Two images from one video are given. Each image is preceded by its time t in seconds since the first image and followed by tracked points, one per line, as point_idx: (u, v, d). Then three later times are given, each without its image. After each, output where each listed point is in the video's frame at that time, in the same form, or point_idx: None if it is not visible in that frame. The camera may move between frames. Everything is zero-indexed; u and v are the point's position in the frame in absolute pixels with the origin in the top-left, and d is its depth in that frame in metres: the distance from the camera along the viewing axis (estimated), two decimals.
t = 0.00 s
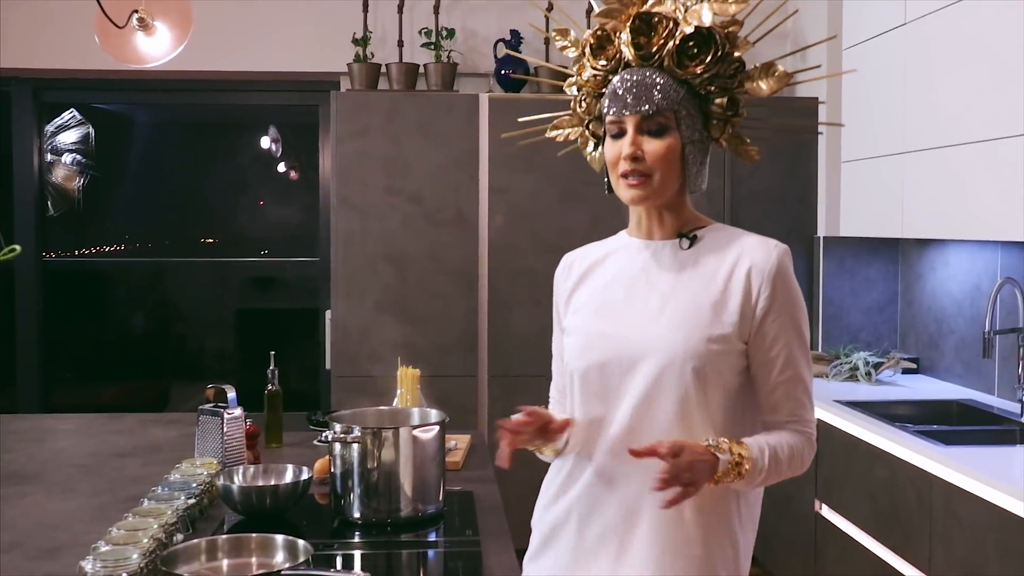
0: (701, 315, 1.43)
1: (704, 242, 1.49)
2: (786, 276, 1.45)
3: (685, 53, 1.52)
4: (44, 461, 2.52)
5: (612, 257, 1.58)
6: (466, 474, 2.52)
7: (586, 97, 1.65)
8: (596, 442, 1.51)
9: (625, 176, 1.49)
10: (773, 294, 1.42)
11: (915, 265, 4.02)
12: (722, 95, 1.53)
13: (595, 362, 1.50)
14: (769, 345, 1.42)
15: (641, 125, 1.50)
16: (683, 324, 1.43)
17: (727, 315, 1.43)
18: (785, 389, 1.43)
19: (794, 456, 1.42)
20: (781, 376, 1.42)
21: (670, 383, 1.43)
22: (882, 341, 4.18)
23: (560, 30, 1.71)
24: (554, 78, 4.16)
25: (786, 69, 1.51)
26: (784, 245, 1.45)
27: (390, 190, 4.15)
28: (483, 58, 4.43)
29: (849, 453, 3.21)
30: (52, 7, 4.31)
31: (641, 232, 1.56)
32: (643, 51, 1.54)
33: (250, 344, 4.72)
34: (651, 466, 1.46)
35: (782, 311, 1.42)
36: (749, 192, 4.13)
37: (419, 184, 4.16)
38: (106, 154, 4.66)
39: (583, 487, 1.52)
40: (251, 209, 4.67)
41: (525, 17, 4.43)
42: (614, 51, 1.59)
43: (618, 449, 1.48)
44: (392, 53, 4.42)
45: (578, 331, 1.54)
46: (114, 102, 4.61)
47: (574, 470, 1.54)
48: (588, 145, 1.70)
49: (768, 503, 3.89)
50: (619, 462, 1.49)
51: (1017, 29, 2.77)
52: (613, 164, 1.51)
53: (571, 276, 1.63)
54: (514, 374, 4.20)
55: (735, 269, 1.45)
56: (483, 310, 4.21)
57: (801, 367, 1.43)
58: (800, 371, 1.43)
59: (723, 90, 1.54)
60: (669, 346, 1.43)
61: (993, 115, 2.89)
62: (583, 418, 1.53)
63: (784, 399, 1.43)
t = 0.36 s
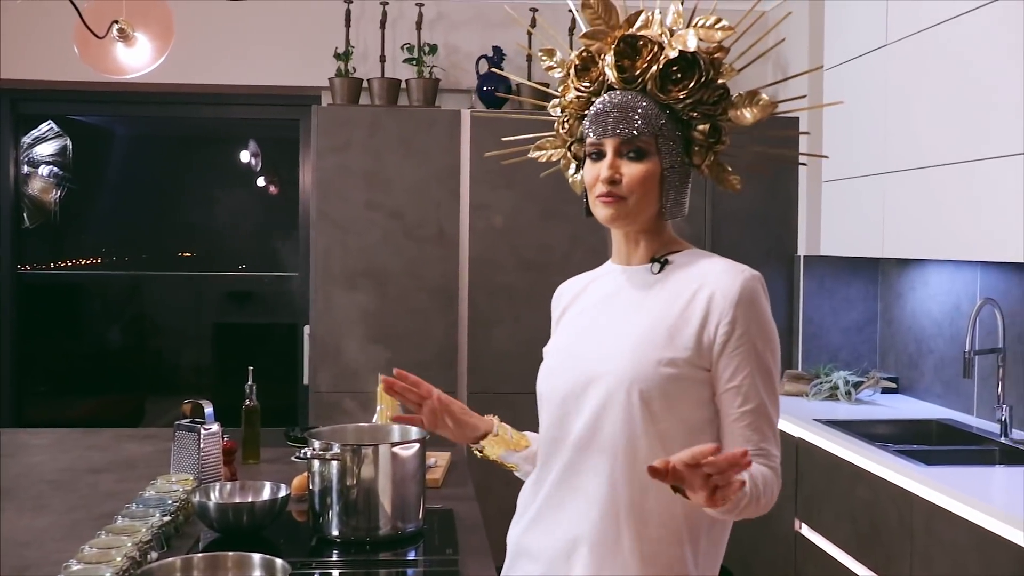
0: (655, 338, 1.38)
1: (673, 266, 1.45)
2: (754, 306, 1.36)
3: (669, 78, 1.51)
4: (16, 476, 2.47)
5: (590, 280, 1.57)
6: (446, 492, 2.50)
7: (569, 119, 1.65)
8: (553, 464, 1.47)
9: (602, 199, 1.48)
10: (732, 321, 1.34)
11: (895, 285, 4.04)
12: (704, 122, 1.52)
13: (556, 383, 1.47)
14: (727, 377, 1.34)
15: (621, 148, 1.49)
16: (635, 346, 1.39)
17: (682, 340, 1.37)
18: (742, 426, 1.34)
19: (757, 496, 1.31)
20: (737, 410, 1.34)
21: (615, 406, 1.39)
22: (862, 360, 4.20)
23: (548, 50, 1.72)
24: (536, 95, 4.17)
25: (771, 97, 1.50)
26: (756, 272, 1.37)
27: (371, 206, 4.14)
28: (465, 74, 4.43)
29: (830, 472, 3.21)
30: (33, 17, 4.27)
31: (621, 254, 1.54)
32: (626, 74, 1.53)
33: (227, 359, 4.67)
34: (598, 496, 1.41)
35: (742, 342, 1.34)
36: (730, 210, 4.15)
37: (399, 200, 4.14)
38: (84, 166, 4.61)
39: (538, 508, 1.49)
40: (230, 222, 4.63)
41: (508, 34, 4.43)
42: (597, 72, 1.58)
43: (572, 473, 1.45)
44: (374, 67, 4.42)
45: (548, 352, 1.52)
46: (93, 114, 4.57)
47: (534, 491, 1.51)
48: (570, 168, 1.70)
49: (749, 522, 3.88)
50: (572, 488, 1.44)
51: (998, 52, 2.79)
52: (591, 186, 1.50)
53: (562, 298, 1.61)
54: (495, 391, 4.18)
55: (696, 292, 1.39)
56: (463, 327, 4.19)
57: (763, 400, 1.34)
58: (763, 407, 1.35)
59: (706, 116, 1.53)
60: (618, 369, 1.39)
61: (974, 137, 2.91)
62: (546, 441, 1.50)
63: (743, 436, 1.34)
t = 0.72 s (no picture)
0: (651, 362, 1.35)
1: (668, 288, 1.43)
2: (756, 334, 1.34)
3: (652, 80, 1.48)
4: None
5: (576, 297, 1.53)
6: (414, 513, 2.44)
7: (550, 130, 1.62)
8: (535, 488, 1.44)
9: (586, 215, 1.45)
10: (734, 348, 1.32)
11: (867, 311, 4.05)
12: (692, 124, 1.50)
13: (541, 403, 1.44)
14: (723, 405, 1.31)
15: (604, 159, 1.46)
16: (630, 369, 1.36)
17: (679, 365, 1.34)
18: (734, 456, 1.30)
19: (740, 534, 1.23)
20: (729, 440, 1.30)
21: (606, 430, 1.36)
22: (833, 386, 4.21)
23: (523, 59, 1.68)
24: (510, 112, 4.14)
25: (761, 93, 1.47)
26: (760, 300, 1.35)
27: (340, 220, 4.08)
28: (438, 90, 4.40)
29: (802, 498, 3.19)
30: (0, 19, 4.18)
31: (609, 272, 1.51)
32: (606, 79, 1.50)
33: (190, 374, 4.58)
34: (583, 523, 1.37)
35: (742, 369, 1.31)
36: (703, 232, 4.15)
37: (370, 215, 4.09)
38: (48, 174, 4.51)
39: (517, 533, 1.45)
40: (196, 234, 4.55)
41: (482, 50, 4.41)
42: (575, 80, 1.55)
43: (555, 499, 1.41)
44: (346, 80, 4.37)
45: (529, 370, 1.49)
46: (58, 121, 4.48)
47: (512, 515, 1.47)
48: (556, 183, 1.68)
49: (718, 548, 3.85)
50: (553, 514, 1.40)
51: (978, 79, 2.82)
52: (575, 201, 1.47)
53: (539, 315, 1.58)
54: (463, 411, 4.13)
55: (697, 317, 1.37)
56: (432, 345, 4.13)
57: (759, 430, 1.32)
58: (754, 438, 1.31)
59: (694, 117, 1.50)
60: (610, 392, 1.36)
61: (952, 164, 2.93)
62: (529, 464, 1.46)
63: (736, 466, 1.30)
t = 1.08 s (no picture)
0: (648, 373, 1.36)
1: (666, 297, 1.44)
2: (753, 342, 1.34)
3: (656, 91, 1.50)
4: None
5: (573, 306, 1.54)
6: (413, 521, 2.45)
7: (549, 137, 1.64)
8: (534, 498, 1.45)
9: (587, 225, 1.45)
10: (731, 358, 1.33)
11: (865, 319, 4.06)
12: (694, 136, 1.52)
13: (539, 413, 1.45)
14: (720, 415, 1.32)
15: (605, 169, 1.47)
16: (629, 379, 1.37)
17: (677, 374, 1.35)
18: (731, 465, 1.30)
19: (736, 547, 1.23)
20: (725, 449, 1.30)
21: (604, 441, 1.37)
22: (832, 394, 4.22)
23: (522, 63, 1.69)
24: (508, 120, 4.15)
25: (764, 108, 1.48)
26: (755, 308, 1.36)
27: (339, 229, 4.09)
28: (437, 99, 4.42)
29: (801, 505, 3.20)
30: (2, 30, 4.21)
31: (608, 280, 1.52)
32: (608, 88, 1.52)
33: (189, 383, 4.58)
34: (581, 532, 1.38)
35: (739, 378, 1.32)
36: (701, 241, 4.16)
37: (369, 224, 4.10)
38: (48, 183, 4.53)
39: (516, 542, 1.45)
40: (195, 243, 4.56)
41: (481, 59, 4.43)
42: (577, 87, 1.56)
43: (554, 508, 1.42)
44: (346, 89, 4.39)
45: (528, 379, 1.49)
46: (59, 132, 4.49)
47: (512, 524, 1.47)
48: (552, 189, 1.70)
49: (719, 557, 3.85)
50: (552, 523, 1.41)
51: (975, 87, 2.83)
52: (576, 211, 1.48)
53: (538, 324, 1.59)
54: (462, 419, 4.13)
55: (694, 327, 1.38)
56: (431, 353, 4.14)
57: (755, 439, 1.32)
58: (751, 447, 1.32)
59: (695, 130, 1.52)
60: (608, 402, 1.37)
61: (949, 172, 2.94)
62: (529, 473, 1.47)
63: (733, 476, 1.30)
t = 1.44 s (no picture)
0: (648, 379, 1.39)
1: (662, 304, 1.46)
2: (751, 349, 1.37)
3: (653, 98, 1.52)
4: None
5: (566, 312, 1.56)
6: (411, 526, 2.46)
7: (545, 144, 1.65)
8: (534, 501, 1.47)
9: (586, 231, 1.47)
10: (730, 364, 1.35)
11: (861, 323, 4.08)
12: (690, 143, 1.54)
13: (537, 419, 1.46)
14: (723, 421, 1.34)
15: (604, 176, 1.48)
16: (628, 386, 1.39)
17: (676, 381, 1.37)
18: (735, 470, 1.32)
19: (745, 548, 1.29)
20: (744, 453, 1.31)
21: (605, 446, 1.39)
22: (828, 398, 4.23)
23: (517, 72, 1.71)
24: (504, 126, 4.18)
25: (758, 114, 1.53)
26: (752, 316, 1.38)
27: (337, 235, 4.11)
28: (433, 105, 4.43)
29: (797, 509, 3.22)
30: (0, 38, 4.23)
31: (603, 286, 1.54)
32: (605, 96, 1.53)
33: (187, 389, 4.60)
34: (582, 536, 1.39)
35: (741, 385, 1.34)
36: (697, 245, 4.18)
37: (366, 230, 4.12)
38: (47, 190, 4.54)
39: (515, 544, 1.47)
40: (194, 249, 4.58)
41: (477, 66, 4.46)
42: (573, 96, 1.58)
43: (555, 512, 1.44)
44: (342, 96, 4.41)
45: (523, 385, 1.51)
46: (56, 138, 4.51)
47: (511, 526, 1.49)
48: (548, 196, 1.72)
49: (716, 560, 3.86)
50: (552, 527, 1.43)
51: (969, 94, 2.85)
52: (574, 218, 1.49)
53: (532, 326, 1.60)
54: (460, 424, 4.14)
55: (692, 334, 1.40)
56: (429, 359, 4.16)
57: (771, 442, 1.33)
58: (775, 457, 1.33)
59: (691, 137, 1.54)
60: (608, 407, 1.39)
61: (944, 177, 2.96)
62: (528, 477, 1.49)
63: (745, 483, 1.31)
